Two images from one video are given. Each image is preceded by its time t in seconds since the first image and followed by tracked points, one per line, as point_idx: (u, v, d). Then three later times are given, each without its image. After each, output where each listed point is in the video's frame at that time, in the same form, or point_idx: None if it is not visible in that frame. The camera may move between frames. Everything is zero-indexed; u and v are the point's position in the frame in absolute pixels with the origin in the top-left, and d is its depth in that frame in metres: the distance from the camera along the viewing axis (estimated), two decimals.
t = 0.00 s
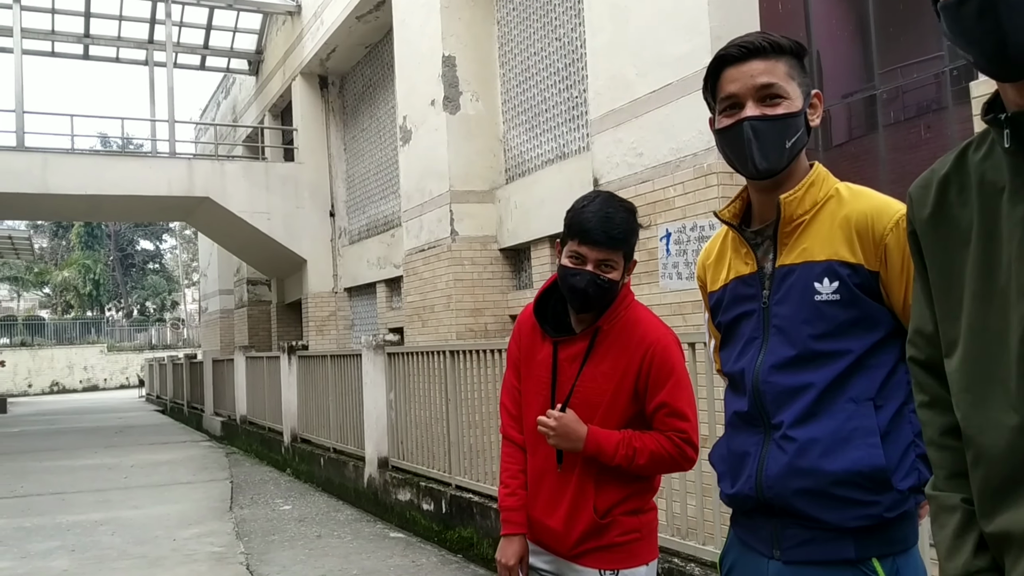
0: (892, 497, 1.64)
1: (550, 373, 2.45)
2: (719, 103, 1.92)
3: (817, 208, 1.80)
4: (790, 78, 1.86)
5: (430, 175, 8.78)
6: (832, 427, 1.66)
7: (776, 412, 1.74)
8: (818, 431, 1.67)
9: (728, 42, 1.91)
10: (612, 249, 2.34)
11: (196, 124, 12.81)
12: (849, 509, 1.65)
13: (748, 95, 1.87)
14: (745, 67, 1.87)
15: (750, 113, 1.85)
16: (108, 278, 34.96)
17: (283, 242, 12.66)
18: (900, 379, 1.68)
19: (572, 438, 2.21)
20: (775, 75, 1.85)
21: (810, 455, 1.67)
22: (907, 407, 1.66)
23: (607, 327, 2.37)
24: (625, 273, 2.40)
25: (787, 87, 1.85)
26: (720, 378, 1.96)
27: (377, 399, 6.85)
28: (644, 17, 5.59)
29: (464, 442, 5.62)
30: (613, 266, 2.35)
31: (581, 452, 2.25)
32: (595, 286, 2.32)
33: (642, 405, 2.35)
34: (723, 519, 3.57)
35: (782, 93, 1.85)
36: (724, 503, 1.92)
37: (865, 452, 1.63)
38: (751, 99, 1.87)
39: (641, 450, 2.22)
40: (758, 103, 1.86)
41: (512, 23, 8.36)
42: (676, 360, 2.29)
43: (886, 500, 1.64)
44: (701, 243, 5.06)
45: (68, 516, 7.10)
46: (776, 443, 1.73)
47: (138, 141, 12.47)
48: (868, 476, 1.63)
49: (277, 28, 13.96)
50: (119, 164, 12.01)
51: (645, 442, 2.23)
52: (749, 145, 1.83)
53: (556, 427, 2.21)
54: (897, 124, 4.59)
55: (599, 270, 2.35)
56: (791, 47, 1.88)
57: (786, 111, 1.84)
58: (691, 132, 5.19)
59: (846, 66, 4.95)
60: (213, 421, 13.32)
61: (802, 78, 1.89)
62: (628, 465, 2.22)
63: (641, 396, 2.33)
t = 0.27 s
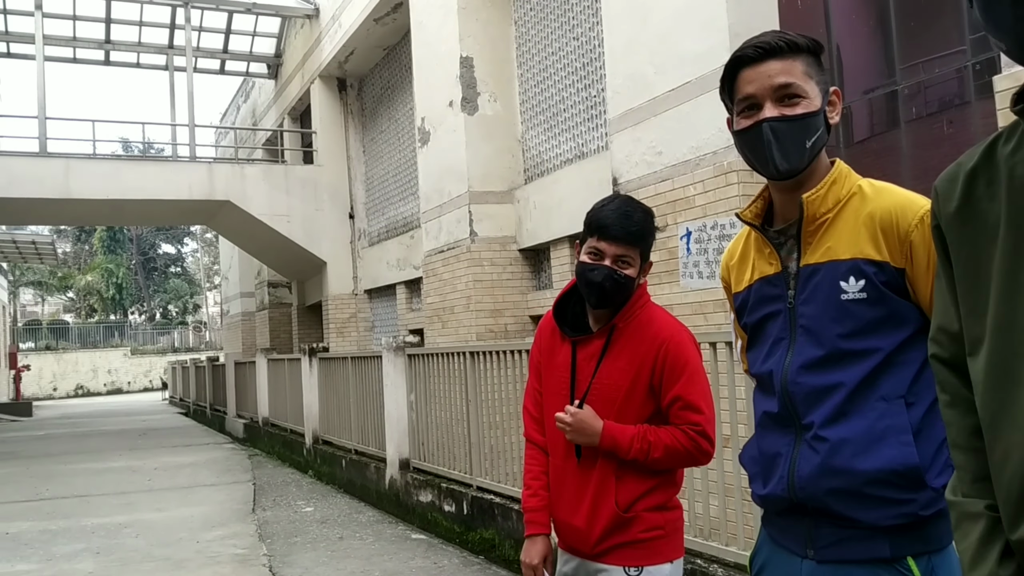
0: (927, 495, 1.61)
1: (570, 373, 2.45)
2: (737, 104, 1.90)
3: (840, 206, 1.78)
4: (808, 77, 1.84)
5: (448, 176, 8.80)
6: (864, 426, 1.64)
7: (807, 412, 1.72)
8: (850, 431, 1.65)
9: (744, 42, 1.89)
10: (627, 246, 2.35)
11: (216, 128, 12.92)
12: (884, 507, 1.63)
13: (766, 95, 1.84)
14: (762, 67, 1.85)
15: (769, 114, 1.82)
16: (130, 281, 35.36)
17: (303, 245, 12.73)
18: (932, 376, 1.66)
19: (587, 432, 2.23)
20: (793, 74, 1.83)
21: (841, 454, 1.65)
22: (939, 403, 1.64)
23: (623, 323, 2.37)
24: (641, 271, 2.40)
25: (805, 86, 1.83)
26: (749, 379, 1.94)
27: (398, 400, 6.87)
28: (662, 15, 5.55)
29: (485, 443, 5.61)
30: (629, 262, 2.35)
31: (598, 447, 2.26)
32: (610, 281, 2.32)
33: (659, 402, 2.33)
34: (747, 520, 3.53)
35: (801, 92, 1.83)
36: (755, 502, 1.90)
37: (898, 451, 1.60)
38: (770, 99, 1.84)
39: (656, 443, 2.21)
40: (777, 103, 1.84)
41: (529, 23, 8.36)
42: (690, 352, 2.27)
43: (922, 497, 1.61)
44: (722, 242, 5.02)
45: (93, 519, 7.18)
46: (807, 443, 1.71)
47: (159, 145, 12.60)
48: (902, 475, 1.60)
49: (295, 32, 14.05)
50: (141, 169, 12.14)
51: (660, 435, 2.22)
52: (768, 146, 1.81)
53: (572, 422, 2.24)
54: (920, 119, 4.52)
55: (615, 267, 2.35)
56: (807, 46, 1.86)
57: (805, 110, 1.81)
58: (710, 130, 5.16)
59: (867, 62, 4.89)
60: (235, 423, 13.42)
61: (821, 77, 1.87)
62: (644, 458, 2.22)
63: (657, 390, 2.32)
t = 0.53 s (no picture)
0: (966, 499, 1.59)
1: (594, 378, 2.50)
2: (773, 106, 1.90)
3: (878, 208, 1.77)
4: (845, 80, 1.84)
5: (478, 179, 8.84)
6: (902, 430, 1.63)
7: (843, 415, 1.71)
8: (888, 434, 1.64)
9: (781, 44, 1.89)
10: (625, 246, 2.41)
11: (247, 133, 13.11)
12: (923, 511, 1.62)
13: (803, 98, 1.84)
14: (799, 70, 1.85)
15: (807, 117, 1.82)
16: (164, 285, 35.97)
17: (334, 248, 12.87)
18: (970, 380, 1.64)
19: (613, 432, 2.26)
20: (830, 77, 1.83)
21: (879, 458, 1.64)
22: (978, 407, 1.63)
23: (635, 323, 2.41)
24: (643, 272, 2.45)
25: (843, 90, 1.83)
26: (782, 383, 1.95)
27: (427, 403, 6.92)
28: (692, 17, 5.54)
29: (514, 446, 5.63)
30: (629, 262, 2.40)
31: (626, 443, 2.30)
32: (613, 282, 2.37)
33: (680, 392, 2.35)
34: (779, 525, 3.51)
35: (838, 95, 1.83)
36: (787, 507, 1.90)
37: (936, 454, 1.59)
38: (807, 102, 1.84)
39: (681, 432, 2.24)
40: (814, 106, 1.84)
41: (558, 26, 8.37)
42: (702, 341, 2.30)
43: (961, 501, 1.59)
44: (753, 245, 5.00)
45: (129, 519, 7.32)
46: (843, 446, 1.71)
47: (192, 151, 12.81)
48: (941, 479, 1.59)
49: (325, 37, 14.21)
50: (174, 174, 12.36)
51: (684, 423, 2.25)
52: (806, 149, 1.81)
53: (599, 423, 2.27)
54: (953, 120, 4.45)
55: (616, 268, 2.41)
56: (845, 48, 1.85)
57: (843, 113, 1.81)
58: (740, 132, 5.13)
59: (899, 62, 4.83)
60: (267, 425, 13.59)
61: (858, 79, 1.87)
62: (672, 448, 2.24)
63: (676, 382, 2.35)
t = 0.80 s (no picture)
0: (975, 501, 1.57)
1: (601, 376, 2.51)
2: (786, 102, 1.88)
3: (890, 208, 1.75)
4: (859, 77, 1.82)
5: (485, 180, 8.83)
6: (912, 430, 1.62)
7: (852, 415, 1.70)
8: (898, 434, 1.62)
9: (796, 39, 1.87)
10: (621, 245, 2.42)
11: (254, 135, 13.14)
12: (932, 512, 1.60)
13: (817, 94, 1.82)
14: (812, 66, 1.83)
15: (820, 113, 1.80)
16: (172, 286, 36.08)
17: (341, 250, 12.89)
18: (981, 380, 1.62)
19: (619, 423, 2.28)
20: (844, 74, 1.81)
21: (888, 458, 1.62)
22: (987, 409, 1.60)
23: (639, 320, 2.42)
24: (643, 270, 2.46)
25: (857, 86, 1.81)
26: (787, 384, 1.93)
27: (435, 404, 6.91)
28: (700, 17, 5.52)
29: (523, 447, 5.63)
30: (626, 261, 2.41)
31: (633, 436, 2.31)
32: (610, 281, 2.38)
33: (686, 387, 2.35)
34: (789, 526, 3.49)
35: (852, 93, 1.81)
36: (789, 509, 1.88)
37: (947, 455, 1.57)
38: (821, 98, 1.82)
39: (685, 423, 2.23)
40: (827, 103, 1.82)
41: (565, 27, 8.37)
42: (705, 334, 2.30)
43: (970, 503, 1.57)
44: (762, 245, 4.98)
45: (138, 521, 7.34)
46: (851, 446, 1.69)
47: (200, 153, 12.85)
48: (951, 480, 1.57)
49: (332, 38, 14.24)
50: (182, 176, 12.39)
51: (688, 415, 2.24)
52: (819, 144, 1.78)
53: (606, 414, 2.30)
54: (963, 119, 4.42)
55: (613, 267, 2.42)
56: (861, 45, 1.83)
57: (857, 110, 1.79)
58: (749, 132, 5.12)
59: (908, 61, 4.80)
60: (275, 426, 13.61)
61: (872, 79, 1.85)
62: (677, 439, 2.24)
63: (682, 376, 2.34)
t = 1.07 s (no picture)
0: (968, 504, 1.59)
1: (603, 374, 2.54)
2: (764, 101, 1.92)
3: (886, 209, 1.75)
4: (833, 76, 1.80)
5: (486, 180, 8.84)
6: (907, 432, 1.62)
7: (845, 416, 1.70)
8: (893, 436, 1.63)
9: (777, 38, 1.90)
10: (627, 242, 2.43)
11: (255, 135, 13.15)
12: (924, 515, 1.60)
13: (785, 92, 1.85)
14: (786, 64, 1.86)
15: (781, 110, 1.83)
16: (173, 286, 36.11)
17: (341, 250, 12.89)
18: (973, 383, 1.64)
19: (613, 423, 2.31)
20: (814, 73, 1.81)
21: (883, 460, 1.63)
22: (980, 412, 1.62)
23: (644, 318, 2.44)
24: (651, 268, 2.47)
25: (826, 85, 1.80)
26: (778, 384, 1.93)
27: (436, 403, 6.92)
28: (700, 17, 5.53)
29: (524, 447, 5.63)
30: (631, 258, 2.42)
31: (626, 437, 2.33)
32: (614, 278, 2.40)
33: (684, 389, 2.36)
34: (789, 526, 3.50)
35: (821, 91, 1.80)
36: (778, 512, 1.88)
37: (941, 457, 1.58)
38: (788, 96, 1.84)
39: (676, 426, 2.24)
40: (793, 100, 1.83)
41: (566, 27, 8.38)
42: (705, 336, 2.30)
43: (963, 505, 1.59)
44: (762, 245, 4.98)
45: (139, 520, 7.35)
46: (844, 448, 1.69)
47: (201, 153, 12.86)
48: (946, 482, 1.57)
49: (333, 39, 14.25)
50: (183, 176, 12.40)
51: (680, 418, 2.25)
52: (774, 140, 1.82)
53: (599, 413, 2.33)
54: (963, 119, 4.43)
55: (617, 264, 2.43)
56: (843, 44, 1.81)
57: (820, 109, 1.79)
58: (750, 132, 5.12)
59: (908, 61, 4.80)
60: (276, 426, 13.62)
61: (854, 77, 1.82)
62: (667, 442, 2.25)
63: (680, 378, 2.35)
